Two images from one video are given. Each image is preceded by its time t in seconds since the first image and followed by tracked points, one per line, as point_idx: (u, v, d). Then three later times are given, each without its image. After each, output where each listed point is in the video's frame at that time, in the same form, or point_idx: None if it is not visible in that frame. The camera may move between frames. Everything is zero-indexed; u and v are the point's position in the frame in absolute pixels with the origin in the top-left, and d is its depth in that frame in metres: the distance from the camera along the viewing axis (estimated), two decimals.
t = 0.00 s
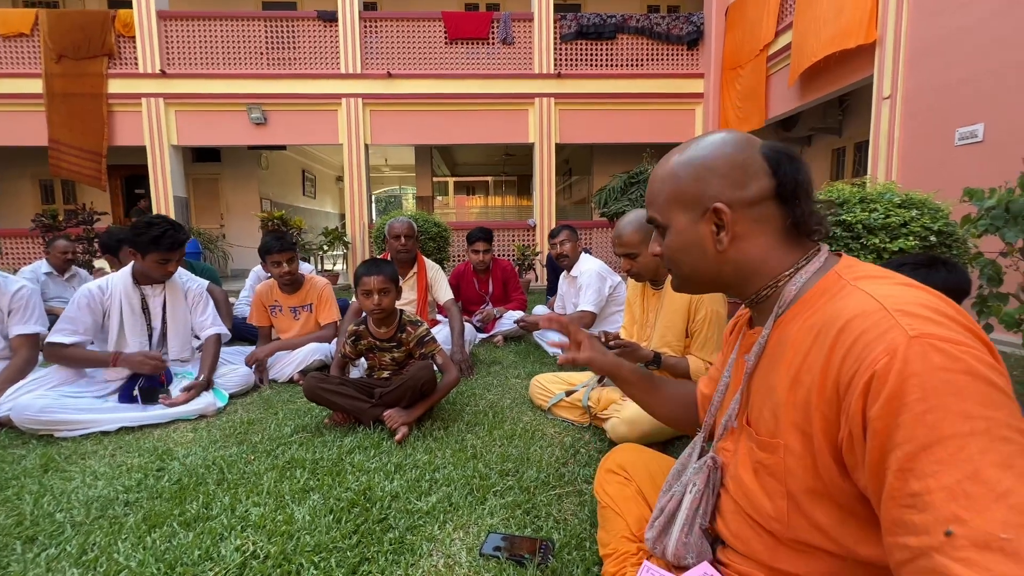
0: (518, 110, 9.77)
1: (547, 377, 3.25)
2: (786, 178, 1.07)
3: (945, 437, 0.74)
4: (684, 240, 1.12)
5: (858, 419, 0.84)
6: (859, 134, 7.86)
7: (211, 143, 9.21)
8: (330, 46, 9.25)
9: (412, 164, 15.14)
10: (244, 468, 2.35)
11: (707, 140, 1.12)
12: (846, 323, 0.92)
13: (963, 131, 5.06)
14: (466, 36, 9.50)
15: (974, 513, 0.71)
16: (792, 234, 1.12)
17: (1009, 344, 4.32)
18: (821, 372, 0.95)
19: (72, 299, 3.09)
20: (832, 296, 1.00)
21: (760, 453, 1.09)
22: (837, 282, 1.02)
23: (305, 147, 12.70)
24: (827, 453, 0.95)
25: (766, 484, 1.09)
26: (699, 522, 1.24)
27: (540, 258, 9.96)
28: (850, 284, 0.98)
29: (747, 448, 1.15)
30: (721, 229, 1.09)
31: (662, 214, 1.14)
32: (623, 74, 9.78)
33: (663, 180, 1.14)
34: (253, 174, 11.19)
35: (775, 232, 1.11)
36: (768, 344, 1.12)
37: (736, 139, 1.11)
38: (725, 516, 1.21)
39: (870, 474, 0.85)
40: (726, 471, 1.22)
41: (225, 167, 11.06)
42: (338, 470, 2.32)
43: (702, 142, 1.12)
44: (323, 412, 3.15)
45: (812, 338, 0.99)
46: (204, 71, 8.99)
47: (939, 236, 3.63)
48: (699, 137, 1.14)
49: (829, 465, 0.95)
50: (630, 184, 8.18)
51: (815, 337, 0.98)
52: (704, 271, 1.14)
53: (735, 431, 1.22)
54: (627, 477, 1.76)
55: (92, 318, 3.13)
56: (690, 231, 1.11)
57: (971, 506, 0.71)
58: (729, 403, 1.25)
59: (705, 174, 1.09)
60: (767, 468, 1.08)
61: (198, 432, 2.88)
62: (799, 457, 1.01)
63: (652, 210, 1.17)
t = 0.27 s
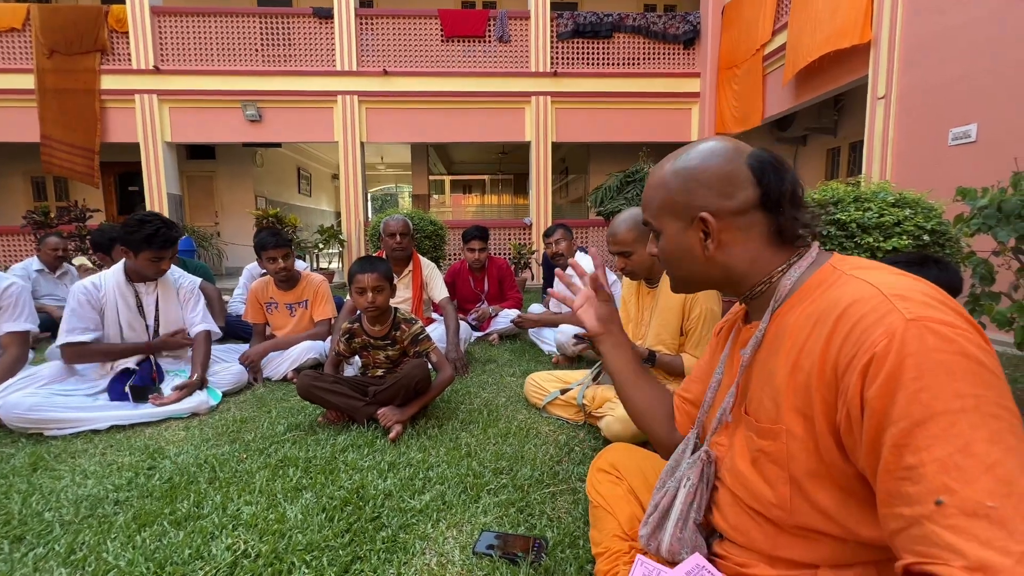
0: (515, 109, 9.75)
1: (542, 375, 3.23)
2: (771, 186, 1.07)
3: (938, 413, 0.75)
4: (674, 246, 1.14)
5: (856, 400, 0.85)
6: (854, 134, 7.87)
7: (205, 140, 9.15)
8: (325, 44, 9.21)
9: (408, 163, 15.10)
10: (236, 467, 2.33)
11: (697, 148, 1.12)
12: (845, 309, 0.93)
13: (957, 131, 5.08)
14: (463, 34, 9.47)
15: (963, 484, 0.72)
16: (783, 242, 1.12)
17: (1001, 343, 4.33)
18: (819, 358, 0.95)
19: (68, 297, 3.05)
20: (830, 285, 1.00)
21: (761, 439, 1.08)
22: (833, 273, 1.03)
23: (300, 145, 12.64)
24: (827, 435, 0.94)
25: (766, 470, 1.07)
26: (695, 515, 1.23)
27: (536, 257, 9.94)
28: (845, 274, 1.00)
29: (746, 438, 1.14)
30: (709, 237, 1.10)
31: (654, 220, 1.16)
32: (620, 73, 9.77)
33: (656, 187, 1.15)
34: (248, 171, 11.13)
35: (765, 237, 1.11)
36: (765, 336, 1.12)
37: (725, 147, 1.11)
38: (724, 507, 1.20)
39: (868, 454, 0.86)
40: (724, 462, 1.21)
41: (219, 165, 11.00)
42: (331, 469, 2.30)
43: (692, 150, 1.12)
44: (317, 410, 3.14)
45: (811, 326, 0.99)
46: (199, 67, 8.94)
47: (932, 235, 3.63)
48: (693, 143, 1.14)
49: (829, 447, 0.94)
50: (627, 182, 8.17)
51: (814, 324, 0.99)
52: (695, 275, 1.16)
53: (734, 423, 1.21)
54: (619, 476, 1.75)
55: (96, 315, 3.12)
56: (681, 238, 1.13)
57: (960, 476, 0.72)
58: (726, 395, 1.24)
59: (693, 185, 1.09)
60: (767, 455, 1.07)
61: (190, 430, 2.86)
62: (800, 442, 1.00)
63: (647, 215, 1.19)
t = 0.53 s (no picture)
0: (511, 107, 9.71)
1: (537, 374, 3.22)
2: (775, 183, 1.06)
3: (923, 395, 0.76)
4: (676, 237, 1.13)
5: (846, 385, 0.85)
6: (849, 134, 7.88)
7: (198, 136, 9.08)
8: (320, 40, 9.15)
9: (404, 160, 15.04)
10: (225, 466, 2.30)
11: (705, 143, 1.12)
12: (836, 298, 0.93)
13: (951, 132, 5.09)
14: (459, 31, 9.42)
15: (946, 463, 0.72)
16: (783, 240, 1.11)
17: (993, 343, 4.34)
18: (812, 345, 0.95)
19: (57, 293, 3.01)
20: (822, 277, 1.01)
21: (756, 431, 1.07)
22: (825, 266, 1.03)
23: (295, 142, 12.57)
24: (821, 423, 0.94)
25: (762, 461, 1.06)
26: (693, 510, 1.21)
27: (531, 255, 9.92)
28: (836, 266, 1.00)
29: (741, 431, 1.13)
30: (710, 229, 1.10)
31: (658, 211, 1.16)
32: (617, 71, 9.75)
33: (661, 179, 1.15)
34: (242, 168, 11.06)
35: (764, 233, 1.10)
36: (759, 330, 1.12)
37: (733, 143, 1.11)
38: (721, 502, 1.17)
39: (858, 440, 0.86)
40: (720, 458, 1.19)
41: (213, 161, 10.91)
42: (323, 468, 2.28)
43: (702, 144, 1.12)
44: (309, 408, 3.12)
45: (804, 316, 0.99)
46: (192, 63, 8.86)
47: (926, 235, 3.61)
48: (700, 139, 1.14)
49: (824, 434, 0.94)
50: (622, 181, 8.16)
51: (806, 314, 0.99)
52: (694, 267, 1.15)
53: (730, 420, 1.20)
54: (615, 474, 1.73)
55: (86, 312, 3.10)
56: (683, 231, 1.12)
57: (945, 455, 0.73)
58: (721, 391, 1.24)
59: (698, 177, 1.09)
60: (762, 446, 1.06)
61: (180, 429, 2.83)
62: (794, 431, 0.99)
63: (651, 207, 1.18)
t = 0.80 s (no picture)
0: (508, 105, 9.69)
1: (533, 372, 3.21)
2: (766, 177, 1.06)
3: (917, 395, 0.75)
4: (669, 228, 1.15)
5: (839, 384, 0.85)
6: (846, 135, 7.89)
7: (194, 132, 9.03)
8: (317, 36, 9.12)
9: (402, 158, 15.02)
10: (219, 464, 2.28)
11: (702, 138, 1.13)
12: (829, 297, 0.93)
13: (946, 133, 5.10)
14: (457, 28, 9.40)
15: (941, 462, 0.72)
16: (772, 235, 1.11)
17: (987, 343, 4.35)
18: (804, 344, 0.95)
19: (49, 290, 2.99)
20: (814, 275, 1.00)
21: (747, 427, 1.06)
22: (818, 264, 1.03)
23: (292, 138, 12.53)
24: (812, 420, 0.93)
25: (754, 458, 1.06)
26: (687, 507, 1.21)
27: (528, 254, 9.91)
28: (828, 264, 1.00)
29: (733, 429, 1.12)
30: (700, 221, 1.10)
31: (653, 203, 1.18)
32: (614, 70, 9.74)
33: (657, 172, 1.17)
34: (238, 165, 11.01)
35: (756, 227, 1.10)
36: (752, 329, 1.11)
37: (729, 138, 1.11)
38: (714, 499, 1.17)
39: (851, 439, 0.85)
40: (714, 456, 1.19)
41: (210, 157, 10.85)
42: (318, 466, 2.26)
43: (699, 139, 1.13)
44: (304, 406, 3.11)
45: (796, 314, 0.99)
46: (188, 59, 8.81)
47: (920, 235, 3.64)
48: (697, 134, 1.14)
49: (814, 432, 0.93)
50: (620, 180, 8.16)
51: (798, 312, 0.98)
52: (685, 258, 1.16)
53: (723, 418, 1.20)
54: (609, 474, 1.72)
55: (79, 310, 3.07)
56: (676, 222, 1.14)
57: (940, 455, 0.72)
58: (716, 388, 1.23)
59: (690, 169, 1.10)
60: (755, 443, 1.05)
61: (174, 427, 2.81)
62: (786, 429, 0.99)
63: (648, 199, 1.20)
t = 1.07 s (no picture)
0: (507, 103, 9.68)
1: (530, 369, 3.21)
2: (758, 171, 1.06)
3: (900, 389, 0.75)
4: (663, 220, 1.16)
5: (824, 380, 0.85)
6: (843, 135, 7.91)
7: (191, 127, 8.99)
8: (315, 32, 9.08)
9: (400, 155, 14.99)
10: (214, 459, 2.28)
11: (701, 131, 1.13)
12: (814, 293, 0.93)
13: (943, 135, 5.12)
14: (456, 25, 9.37)
15: (925, 456, 0.72)
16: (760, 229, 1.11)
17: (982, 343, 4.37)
18: (789, 340, 0.95)
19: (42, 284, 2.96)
20: (801, 272, 1.00)
21: (735, 423, 1.06)
22: (805, 260, 1.03)
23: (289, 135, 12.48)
24: (798, 416, 0.93)
25: (741, 453, 1.06)
26: (678, 502, 1.21)
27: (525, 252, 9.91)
28: (815, 261, 1.00)
29: (722, 425, 1.13)
30: (693, 212, 1.11)
31: (651, 195, 1.18)
32: (613, 68, 9.73)
33: (657, 164, 1.17)
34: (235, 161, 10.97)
35: (747, 221, 1.10)
36: (741, 326, 1.11)
37: (726, 132, 1.12)
38: (703, 494, 1.17)
39: (837, 434, 0.85)
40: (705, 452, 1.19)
41: (206, 153, 10.79)
42: (313, 461, 2.26)
43: (696, 132, 1.13)
44: (300, 402, 3.10)
45: (782, 311, 0.99)
46: (185, 53, 8.77)
47: (916, 235, 3.61)
48: (698, 128, 1.15)
49: (800, 426, 0.93)
50: (618, 179, 8.16)
51: (785, 309, 0.98)
52: (679, 251, 1.17)
53: (713, 414, 1.20)
54: (604, 469, 1.72)
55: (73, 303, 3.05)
56: (669, 213, 1.15)
57: (922, 449, 0.72)
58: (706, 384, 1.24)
59: (686, 161, 1.11)
60: (742, 438, 1.05)
61: (168, 421, 2.80)
62: (773, 425, 0.99)
63: (646, 190, 1.21)
